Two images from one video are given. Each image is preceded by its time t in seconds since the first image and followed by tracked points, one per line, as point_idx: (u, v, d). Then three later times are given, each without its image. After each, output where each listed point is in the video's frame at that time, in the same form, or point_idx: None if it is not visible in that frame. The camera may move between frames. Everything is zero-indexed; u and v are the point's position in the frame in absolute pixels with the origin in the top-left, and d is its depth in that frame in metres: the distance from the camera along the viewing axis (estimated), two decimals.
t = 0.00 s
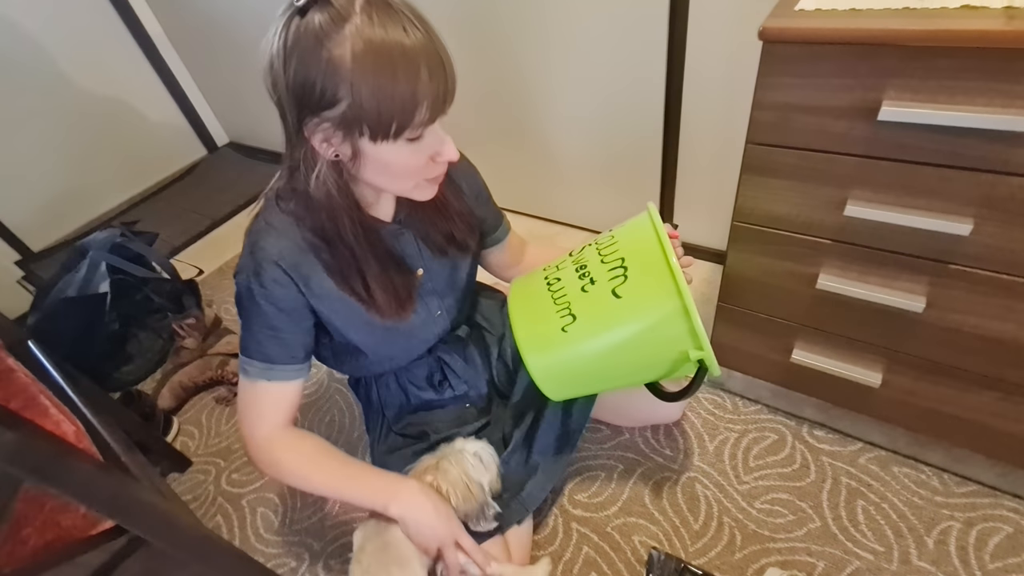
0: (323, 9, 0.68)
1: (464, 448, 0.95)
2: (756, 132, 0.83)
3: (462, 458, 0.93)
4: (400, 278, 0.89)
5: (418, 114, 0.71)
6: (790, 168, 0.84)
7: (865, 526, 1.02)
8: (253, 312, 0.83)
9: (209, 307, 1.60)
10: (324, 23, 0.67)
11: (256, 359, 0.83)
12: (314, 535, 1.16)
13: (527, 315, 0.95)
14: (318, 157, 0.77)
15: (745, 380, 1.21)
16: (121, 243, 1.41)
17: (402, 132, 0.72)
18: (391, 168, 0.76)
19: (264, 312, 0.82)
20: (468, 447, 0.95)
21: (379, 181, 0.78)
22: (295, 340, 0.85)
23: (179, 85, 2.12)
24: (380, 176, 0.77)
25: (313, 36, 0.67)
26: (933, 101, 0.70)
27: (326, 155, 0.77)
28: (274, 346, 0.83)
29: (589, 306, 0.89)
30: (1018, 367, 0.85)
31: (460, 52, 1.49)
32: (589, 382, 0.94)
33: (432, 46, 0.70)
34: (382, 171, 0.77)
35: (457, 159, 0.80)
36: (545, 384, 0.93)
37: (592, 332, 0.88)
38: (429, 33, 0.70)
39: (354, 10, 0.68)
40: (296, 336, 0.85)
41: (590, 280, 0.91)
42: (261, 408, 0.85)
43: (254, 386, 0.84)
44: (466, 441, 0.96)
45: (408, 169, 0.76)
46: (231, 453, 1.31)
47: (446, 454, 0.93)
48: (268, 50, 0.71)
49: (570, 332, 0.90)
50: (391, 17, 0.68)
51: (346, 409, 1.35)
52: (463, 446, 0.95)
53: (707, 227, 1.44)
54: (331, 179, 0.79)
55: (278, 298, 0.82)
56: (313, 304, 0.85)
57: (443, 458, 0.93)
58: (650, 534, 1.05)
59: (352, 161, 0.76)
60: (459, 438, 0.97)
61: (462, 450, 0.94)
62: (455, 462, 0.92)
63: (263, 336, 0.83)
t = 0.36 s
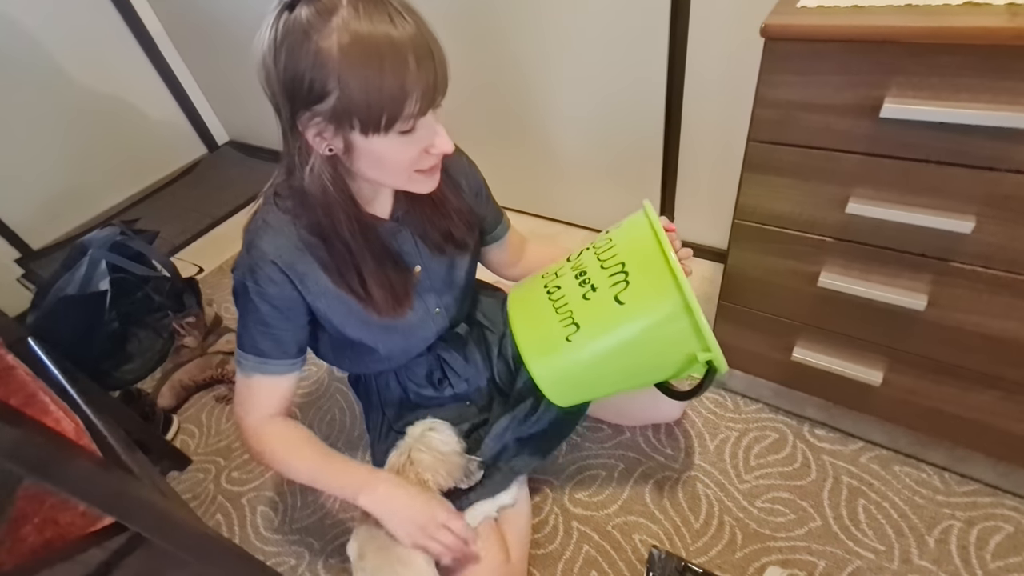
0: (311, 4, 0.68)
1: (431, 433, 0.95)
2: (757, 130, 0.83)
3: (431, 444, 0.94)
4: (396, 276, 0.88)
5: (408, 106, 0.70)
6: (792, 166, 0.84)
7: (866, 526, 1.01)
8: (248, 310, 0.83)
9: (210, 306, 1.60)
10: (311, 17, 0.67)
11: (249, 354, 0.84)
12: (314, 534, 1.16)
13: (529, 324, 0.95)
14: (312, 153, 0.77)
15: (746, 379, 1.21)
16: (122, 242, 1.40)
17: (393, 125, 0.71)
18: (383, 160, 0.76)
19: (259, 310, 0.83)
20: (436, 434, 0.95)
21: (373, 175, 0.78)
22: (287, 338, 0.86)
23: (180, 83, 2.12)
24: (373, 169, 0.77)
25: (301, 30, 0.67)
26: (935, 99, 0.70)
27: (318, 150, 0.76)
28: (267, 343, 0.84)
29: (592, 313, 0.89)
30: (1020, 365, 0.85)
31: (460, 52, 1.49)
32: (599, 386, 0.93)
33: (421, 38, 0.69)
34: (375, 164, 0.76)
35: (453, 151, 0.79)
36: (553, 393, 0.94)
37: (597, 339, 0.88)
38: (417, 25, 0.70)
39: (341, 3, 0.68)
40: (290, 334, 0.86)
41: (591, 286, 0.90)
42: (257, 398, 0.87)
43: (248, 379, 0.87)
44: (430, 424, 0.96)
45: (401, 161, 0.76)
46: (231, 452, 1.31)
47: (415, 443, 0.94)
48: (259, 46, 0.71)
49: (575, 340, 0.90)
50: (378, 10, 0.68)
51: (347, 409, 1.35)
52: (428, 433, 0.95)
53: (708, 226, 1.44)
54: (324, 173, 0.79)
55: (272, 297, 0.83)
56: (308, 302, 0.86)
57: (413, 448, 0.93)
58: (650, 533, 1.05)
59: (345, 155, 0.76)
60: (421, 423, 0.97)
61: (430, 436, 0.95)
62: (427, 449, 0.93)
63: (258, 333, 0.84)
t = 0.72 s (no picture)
0: (295, 3, 0.67)
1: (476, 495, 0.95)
2: (758, 131, 0.83)
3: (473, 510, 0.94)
4: (391, 276, 0.88)
5: (390, 109, 0.69)
6: (792, 167, 0.84)
7: (866, 526, 1.01)
8: (247, 312, 0.83)
9: (210, 306, 1.59)
10: (295, 17, 0.67)
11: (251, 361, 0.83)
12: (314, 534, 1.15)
13: (541, 361, 0.94)
14: (297, 151, 0.76)
15: (746, 380, 1.21)
16: (122, 241, 1.40)
17: (375, 128, 0.70)
18: (368, 163, 0.75)
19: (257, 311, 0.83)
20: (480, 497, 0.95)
21: (359, 176, 0.78)
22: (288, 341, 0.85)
23: (179, 83, 2.12)
24: (358, 169, 0.76)
25: (284, 30, 0.67)
26: (936, 99, 0.70)
27: (302, 150, 0.76)
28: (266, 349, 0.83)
29: (606, 356, 0.88)
30: (1020, 367, 0.85)
31: (460, 52, 1.49)
32: (616, 405, 0.94)
33: (405, 40, 0.68)
34: (359, 164, 0.76)
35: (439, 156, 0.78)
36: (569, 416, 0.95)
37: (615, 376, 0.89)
38: (402, 27, 0.69)
39: (325, 4, 0.67)
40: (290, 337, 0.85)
41: (599, 326, 0.89)
42: (260, 410, 0.84)
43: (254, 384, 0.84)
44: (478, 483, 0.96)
45: (384, 164, 0.75)
46: (231, 452, 1.31)
47: (455, 500, 0.93)
48: (246, 45, 0.71)
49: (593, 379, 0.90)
50: (362, 11, 0.68)
51: (347, 409, 1.35)
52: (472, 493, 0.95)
53: (708, 227, 1.44)
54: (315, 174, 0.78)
55: (269, 298, 0.82)
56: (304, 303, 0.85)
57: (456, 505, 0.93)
58: (650, 534, 1.05)
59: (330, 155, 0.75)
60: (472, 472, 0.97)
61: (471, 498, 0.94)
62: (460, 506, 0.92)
63: (258, 337, 0.83)
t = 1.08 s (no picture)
0: (279, 7, 0.67)
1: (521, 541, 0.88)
2: (758, 132, 0.83)
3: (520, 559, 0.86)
4: (389, 272, 0.87)
5: (367, 120, 0.69)
6: (793, 167, 0.84)
7: (865, 527, 1.02)
8: (250, 311, 0.82)
9: (210, 305, 1.59)
10: (277, 21, 0.67)
11: (257, 365, 0.80)
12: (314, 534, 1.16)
13: (522, 326, 0.95)
14: (276, 145, 0.77)
15: (745, 380, 1.21)
16: (123, 241, 1.41)
17: (351, 138, 0.70)
18: (346, 168, 0.75)
19: (260, 309, 0.82)
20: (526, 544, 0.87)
21: (339, 179, 0.78)
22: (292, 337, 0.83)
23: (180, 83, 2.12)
24: (338, 173, 0.77)
25: (266, 32, 0.67)
26: (936, 100, 0.70)
27: (285, 147, 0.76)
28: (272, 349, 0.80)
29: (579, 309, 0.88)
30: (1019, 367, 0.85)
31: (460, 52, 1.49)
32: (602, 369, 0.93)
33: (386, 52, 0.68)
34: (338, 168, 0.76)
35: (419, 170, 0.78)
36: (557, 382, 0.95)
37: (590, 332, 0.89)
38: (385, 39, 0.69)
39: (308, 11, 0.67)
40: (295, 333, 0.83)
41: (570, 278, 0.89)
42: (273, 422, 0.80)
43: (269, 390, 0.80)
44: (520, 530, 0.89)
45: (362, 172, 0.76)
46: (230, 452, 1.31)
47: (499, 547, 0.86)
48: (233, 44, 0.71)
49: (566, 335, 0.90)
50: (345, 21, 0.67)
51: (347, 409, 1.35)
52: (518, 539, 0.88)
53: (708, 227, 1.44)
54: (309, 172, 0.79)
55: (270, 294, 0.81)
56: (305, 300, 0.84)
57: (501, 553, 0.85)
58: (649, 534, 1.05)
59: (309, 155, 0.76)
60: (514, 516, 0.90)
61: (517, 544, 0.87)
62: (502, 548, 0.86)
63: (263, 336, 0.81)
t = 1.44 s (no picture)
0: (292, 16, 0.63)
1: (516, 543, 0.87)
2: (760, 132, 0.83)
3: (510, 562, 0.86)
4: (388, 273, 0.87)
5: (362, 142, 0.64)
6: (795, 168, 0.84)
7: (866, 527, 1.02)
8: (248, 307, 0.82)
9: (211, 305, 1.60)
10: (288, 31, 0.62)
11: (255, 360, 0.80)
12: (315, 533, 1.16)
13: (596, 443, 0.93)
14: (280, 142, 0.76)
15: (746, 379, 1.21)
16: (125, 239, 1.41)
17: (345, 156, 0.66)
18: (342, 177, 0.72)
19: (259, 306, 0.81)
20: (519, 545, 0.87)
21: (336, 183, 0.75)
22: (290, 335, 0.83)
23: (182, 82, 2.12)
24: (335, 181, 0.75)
25: (275, 40, 0.63)
26: (939, 101, 0.70)
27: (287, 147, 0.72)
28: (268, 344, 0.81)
29: (665, 444, 0.84)
30: (1021, 368, 0.85)
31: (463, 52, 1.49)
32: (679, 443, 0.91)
33: (390, 74, 0.63)
34: (336, 175, 0.73)
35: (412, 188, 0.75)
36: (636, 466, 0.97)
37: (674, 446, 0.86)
38: (394, 61, 0.63)
39: (321, 24, 0.62)
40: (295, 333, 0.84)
41: (638, 426, 0.82)
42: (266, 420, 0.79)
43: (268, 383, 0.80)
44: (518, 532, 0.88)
45: (356, 183, 0.72)
46: (231, 451, 1.32)
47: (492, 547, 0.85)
48: (247, 40, 0.67)
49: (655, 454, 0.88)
50: (355, 36, 0.62)
51: (347, 408, 1.35)
52: (511, 539, 0.87)
53: (709, 228, 1.44)
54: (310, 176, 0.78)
55: (269, 291, 0.81)
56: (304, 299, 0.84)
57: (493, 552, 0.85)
58: (650, 534, 1.05)
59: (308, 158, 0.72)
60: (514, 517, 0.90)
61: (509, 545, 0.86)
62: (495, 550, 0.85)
63: (260, 334, 0.81)
